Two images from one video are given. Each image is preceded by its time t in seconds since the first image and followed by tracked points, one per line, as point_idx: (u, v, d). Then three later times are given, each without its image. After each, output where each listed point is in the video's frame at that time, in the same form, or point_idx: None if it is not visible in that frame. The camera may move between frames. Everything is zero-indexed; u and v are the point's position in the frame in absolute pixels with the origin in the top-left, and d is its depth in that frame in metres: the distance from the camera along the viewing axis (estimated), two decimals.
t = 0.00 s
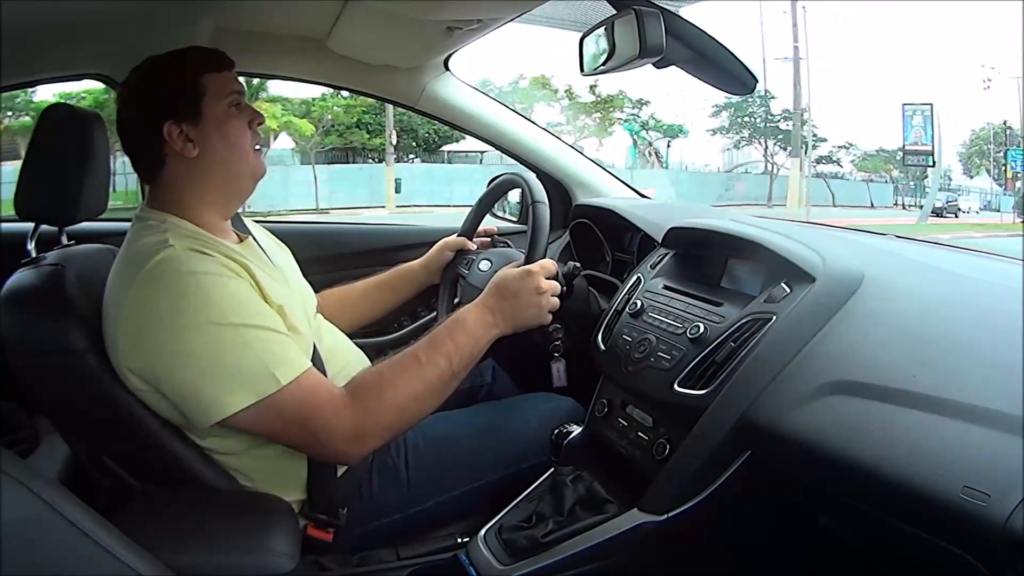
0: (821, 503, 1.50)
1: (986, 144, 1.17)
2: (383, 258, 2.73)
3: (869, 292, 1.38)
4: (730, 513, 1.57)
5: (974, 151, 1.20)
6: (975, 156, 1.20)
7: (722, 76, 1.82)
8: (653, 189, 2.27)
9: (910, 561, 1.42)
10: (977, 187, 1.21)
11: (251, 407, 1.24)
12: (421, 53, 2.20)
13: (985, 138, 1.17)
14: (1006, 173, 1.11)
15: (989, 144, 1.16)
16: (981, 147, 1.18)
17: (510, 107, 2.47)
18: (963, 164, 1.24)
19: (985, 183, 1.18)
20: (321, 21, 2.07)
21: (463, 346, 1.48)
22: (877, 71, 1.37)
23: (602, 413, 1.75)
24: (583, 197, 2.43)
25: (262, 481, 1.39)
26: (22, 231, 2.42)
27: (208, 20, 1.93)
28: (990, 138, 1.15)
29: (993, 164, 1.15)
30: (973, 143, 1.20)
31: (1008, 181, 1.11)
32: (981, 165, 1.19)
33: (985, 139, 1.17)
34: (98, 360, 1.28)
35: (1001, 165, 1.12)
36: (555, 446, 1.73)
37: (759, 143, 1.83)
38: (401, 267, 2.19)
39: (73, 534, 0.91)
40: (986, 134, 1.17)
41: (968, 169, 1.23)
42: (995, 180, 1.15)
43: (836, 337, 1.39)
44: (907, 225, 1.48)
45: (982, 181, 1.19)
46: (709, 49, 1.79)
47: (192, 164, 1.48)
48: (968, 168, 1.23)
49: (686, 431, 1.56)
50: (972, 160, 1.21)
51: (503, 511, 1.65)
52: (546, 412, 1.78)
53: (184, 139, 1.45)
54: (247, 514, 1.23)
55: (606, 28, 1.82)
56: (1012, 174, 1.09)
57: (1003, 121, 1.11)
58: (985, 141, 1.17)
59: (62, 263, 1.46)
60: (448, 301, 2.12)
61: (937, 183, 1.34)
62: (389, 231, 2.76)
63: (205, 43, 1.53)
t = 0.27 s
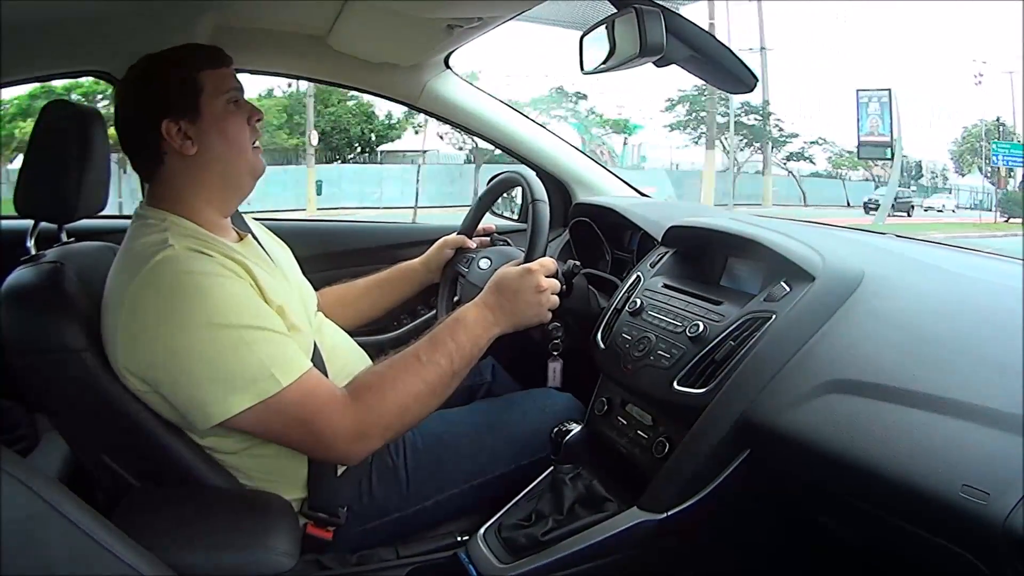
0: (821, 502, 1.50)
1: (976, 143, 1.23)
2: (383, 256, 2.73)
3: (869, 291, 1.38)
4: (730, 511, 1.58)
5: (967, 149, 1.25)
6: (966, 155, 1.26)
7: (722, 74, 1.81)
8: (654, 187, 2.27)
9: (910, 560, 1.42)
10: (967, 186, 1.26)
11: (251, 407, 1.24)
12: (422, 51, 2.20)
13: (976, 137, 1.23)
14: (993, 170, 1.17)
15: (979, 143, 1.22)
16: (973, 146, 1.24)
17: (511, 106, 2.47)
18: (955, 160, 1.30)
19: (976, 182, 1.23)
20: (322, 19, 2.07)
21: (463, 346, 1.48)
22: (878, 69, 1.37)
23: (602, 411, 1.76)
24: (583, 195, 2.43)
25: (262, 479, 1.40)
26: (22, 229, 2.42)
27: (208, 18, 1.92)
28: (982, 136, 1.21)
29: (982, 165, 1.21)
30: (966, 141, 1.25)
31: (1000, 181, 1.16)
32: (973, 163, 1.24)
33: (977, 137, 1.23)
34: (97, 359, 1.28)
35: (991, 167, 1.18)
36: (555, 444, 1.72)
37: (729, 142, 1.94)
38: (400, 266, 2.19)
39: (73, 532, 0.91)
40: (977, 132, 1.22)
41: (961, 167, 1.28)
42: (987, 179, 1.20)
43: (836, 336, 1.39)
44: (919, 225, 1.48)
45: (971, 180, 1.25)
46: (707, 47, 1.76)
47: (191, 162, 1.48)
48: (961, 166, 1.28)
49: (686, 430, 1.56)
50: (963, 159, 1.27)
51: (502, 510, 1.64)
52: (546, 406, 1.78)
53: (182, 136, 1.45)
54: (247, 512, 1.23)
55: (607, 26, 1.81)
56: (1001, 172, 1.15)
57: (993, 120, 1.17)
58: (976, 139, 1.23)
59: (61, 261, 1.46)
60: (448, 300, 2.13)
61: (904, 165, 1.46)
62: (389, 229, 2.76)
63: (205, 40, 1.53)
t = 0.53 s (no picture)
0: (822, 501, 1.50)
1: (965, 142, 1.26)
2: (383, 259, 2.73)
3: (869, 290, 1.38)
4: (731, 511, 1.58)
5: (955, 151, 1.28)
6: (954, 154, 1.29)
7: (722, 78, 1.83)
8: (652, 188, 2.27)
9: (911, 559, 1.42)
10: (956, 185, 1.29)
11: (252, 414, 1.24)
12: (421, 54, 2.20)
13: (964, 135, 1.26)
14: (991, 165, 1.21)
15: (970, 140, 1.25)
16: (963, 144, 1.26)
17: (510, 108, 2.47)
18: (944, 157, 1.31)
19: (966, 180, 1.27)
20: (322, 23, 2.08)
21: (464, 351, 1.48)
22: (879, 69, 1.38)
23: (604, 412, 1.76)
24: (582, 197, 2.43)
25: (264, 483, 1.39)
26: (21, 234, 2.42)
27: (207, 22, 1.93)
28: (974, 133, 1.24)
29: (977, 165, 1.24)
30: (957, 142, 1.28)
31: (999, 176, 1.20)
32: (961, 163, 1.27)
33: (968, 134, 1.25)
34: (98, 364, 1.28)
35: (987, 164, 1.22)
36: (556, 446, 1.71)
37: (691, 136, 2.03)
38: (400, 270, 2.20)
39: (76, 538, 0.91)
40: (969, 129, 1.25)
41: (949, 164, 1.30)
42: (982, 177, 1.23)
43: (836, 336, 1.39)
44: (907, 223, 1.46)
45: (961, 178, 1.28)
46: (709, 51, 1.79)
47: (189, 171, 1.48)
48: (950, 163, 1.30)
49: (687, 431, 1.56)
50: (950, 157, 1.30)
51: (504, 513, 1.64)
52: (546, 409, 1.78)
53: (181, 146, 1.45)
54: (248, 516, 1.23)
55: (605, 28, 1.81)
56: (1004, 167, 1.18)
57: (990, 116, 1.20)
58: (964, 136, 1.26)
59: (61, 266, 1.46)
60: (448, 302, 2.12)
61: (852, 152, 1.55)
62: (389, 232, 2.76)
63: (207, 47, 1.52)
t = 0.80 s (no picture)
0: (821, 502, 1.50)
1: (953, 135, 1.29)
2: (383, 259, 2.73)
3: (870, 292, 1.38)
4: (730, 512, 1.58)
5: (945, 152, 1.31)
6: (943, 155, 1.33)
7: (724, 80, 1.83)
8: (652, 189, 2.27)
9: (910, 560, 1.42)
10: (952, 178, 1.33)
11: (253, 414, 1.24)
12: (421, 55, 2.20)
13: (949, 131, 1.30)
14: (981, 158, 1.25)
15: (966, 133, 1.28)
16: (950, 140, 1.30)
17: (511, 110, 2.47)
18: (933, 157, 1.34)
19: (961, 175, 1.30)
20: (323, 24, 2.08)
21: (464, 352, 1.48)
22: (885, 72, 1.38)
23: (602, 413, 1.76)
24: (582, 198, 2.43)
25: (263, 483, 1.39)
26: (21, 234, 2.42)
27: (208, 23, 1.92)
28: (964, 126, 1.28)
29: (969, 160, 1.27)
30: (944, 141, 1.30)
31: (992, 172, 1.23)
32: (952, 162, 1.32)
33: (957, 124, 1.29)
34: (97, 362, 1.28)
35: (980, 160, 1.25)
36: (555, 447, 1.68)
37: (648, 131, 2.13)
38: (399, 270, 2.21)
39: (75, 538, 0.91)
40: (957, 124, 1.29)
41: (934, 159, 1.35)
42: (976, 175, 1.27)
43: (836, 338, 1.39)
44: (909, 224, 1.46)
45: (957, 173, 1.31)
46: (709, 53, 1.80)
47: (189, 173, 1.48)
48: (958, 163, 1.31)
49: (686, 431, 1.56)
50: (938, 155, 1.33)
51: (502, 513, 1.65)
52: (545, 410, 1.77)
53: (180, 149, 1.45)
54: (247, 516, 1.23)
55: (605, 29, 1.82)
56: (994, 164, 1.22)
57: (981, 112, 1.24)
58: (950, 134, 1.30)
59: (61, 266, 1.46)
60: (448, 302, 2.13)
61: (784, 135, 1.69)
62: (389, 232, 2.76)
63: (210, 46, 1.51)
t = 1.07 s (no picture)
0: (819, 502, 1.50)
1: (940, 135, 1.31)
2: (383, 258, 2.73)
3: (871, 294, 1.39)
4: (730, 512, 1.58)
5: (935, 151, 1.33)
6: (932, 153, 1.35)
7: (722, 80, 1.81)
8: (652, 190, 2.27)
9: (909, 561, 1.42)
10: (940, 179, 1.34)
11: (251, 411, 1.24)
12: (422, 53, 2.20)
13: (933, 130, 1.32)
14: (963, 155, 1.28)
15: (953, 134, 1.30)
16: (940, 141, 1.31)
17: (511, 109, 2.47)
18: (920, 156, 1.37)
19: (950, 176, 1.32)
20: (324, 22, 2.08)
21: (462, 350, 1.47)
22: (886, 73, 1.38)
23: (601, 413, 1.76)
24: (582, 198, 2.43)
25: (263, 481, 1.40)
26: (21, 230, 2.42)
27: (209, 20, 1.92)
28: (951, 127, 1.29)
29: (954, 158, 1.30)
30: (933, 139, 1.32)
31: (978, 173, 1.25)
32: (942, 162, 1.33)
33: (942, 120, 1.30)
34: (97, 360, 1.28)
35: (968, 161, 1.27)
36: (555, 447, 1.68)
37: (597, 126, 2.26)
38: (399, 270, 2.19)
39: (74, 536, 0.91)
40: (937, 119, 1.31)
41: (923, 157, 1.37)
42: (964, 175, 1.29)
43: (836, 339, 1.39)
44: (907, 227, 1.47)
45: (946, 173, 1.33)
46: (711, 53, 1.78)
47: (186, 169, 1.48)
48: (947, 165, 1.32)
49: (686, 431, 1.56)
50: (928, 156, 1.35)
51: (501, 513, 1.65)
52: (545, 410, 1.77)
53: (176, 145, 1.45)
54: (246, 514, 1.23)
55: (606, 29, 1.82)
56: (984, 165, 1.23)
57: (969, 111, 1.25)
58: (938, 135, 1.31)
59: (61, 263, 1.46)
60: (448, 301, 2.12)
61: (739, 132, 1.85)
62: (389, 230, 2.76)
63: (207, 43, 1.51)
